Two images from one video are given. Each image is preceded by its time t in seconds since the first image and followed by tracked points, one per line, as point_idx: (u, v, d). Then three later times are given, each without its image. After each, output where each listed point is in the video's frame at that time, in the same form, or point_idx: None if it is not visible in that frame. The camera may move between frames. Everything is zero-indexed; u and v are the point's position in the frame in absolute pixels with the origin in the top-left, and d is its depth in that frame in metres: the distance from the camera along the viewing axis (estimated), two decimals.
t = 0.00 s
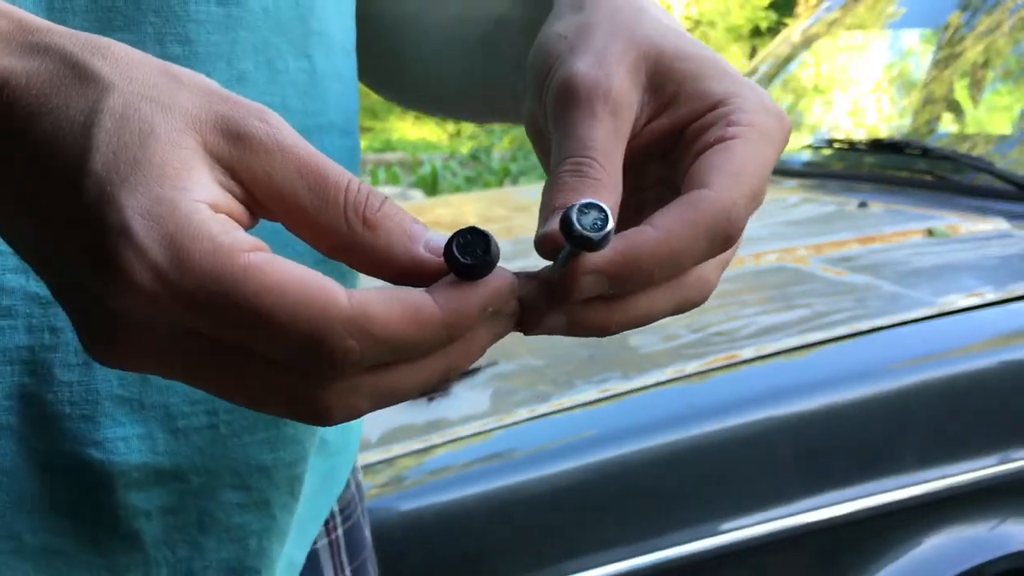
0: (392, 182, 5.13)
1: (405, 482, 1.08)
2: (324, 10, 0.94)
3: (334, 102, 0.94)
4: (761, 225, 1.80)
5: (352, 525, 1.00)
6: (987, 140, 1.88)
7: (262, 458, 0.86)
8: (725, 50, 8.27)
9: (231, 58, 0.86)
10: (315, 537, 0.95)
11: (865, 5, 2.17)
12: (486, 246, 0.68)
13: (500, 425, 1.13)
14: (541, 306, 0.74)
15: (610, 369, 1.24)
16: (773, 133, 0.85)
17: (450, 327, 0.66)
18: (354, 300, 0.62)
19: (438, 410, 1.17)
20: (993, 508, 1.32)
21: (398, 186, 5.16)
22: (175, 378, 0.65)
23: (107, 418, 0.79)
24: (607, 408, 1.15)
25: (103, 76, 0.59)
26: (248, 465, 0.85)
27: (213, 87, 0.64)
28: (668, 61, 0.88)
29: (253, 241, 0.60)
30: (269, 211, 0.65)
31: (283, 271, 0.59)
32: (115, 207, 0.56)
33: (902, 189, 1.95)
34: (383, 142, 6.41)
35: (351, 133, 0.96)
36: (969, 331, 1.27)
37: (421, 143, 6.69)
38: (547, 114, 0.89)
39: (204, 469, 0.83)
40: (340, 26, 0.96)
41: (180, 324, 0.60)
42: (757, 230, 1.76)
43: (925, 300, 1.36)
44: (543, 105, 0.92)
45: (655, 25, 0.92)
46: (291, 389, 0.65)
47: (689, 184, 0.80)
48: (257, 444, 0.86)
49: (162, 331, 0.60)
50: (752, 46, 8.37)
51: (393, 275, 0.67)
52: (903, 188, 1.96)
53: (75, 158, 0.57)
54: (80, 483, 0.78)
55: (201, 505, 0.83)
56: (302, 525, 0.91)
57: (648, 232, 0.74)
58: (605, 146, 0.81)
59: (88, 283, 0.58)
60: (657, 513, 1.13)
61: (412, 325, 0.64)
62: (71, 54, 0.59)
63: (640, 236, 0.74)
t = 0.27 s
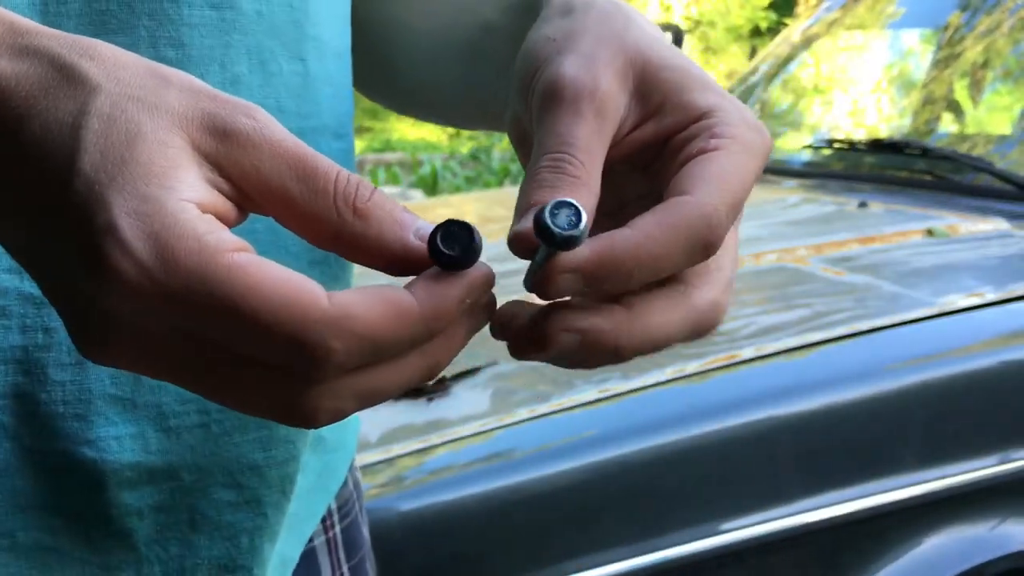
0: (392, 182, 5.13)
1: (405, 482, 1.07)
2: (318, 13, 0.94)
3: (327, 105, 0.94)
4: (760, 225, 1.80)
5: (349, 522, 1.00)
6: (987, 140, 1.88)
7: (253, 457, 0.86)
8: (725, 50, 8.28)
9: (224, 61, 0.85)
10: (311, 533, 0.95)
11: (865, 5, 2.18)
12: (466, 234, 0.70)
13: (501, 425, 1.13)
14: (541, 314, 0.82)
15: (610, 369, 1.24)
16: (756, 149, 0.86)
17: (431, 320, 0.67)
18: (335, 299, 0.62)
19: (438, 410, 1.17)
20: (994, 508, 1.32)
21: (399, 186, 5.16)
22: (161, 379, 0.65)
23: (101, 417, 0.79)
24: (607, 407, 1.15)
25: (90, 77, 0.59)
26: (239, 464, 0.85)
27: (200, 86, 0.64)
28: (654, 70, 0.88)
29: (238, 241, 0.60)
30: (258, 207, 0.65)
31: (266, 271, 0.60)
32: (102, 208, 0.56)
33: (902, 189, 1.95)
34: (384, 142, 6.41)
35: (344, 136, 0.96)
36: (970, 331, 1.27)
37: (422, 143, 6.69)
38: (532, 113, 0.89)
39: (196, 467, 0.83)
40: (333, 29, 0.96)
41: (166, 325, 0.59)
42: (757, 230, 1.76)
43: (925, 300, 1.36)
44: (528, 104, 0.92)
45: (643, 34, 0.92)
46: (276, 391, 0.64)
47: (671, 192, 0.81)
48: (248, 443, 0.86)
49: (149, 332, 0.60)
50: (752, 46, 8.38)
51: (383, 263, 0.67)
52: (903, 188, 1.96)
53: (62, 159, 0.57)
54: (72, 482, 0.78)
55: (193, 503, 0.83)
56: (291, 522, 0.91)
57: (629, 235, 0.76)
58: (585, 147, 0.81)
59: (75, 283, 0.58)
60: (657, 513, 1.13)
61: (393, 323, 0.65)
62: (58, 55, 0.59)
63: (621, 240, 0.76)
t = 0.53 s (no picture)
0: (392, 183, 5.13)
1: (405, 482, 1.07)
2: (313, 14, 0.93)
3: (322, 107, 0.93)
4: (760, 225, 1.80)
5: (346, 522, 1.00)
6: (987, 140, 1.88)
7: (248, 457, 0.86)
8: (725, 50, 8.30)
9: (217, 63, 0.84)
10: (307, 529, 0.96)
11: (865, 6, 2.18)
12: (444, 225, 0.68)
13: (500, 425, 1.13)
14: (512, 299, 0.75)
15: (610, 369, 1.24)
16: (739, 158, 0.85)
17: (420, 318, 0.66)
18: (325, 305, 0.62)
19: (438, 410, 1.18)
20: (993, 508, 1.32)
21: (398, 186, 5.16)
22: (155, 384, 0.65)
23: (94, 417, 0.78)
24: (607, 406, 1.16)
25: (80, 84, 0.59)
26: (233, 464, 0.85)
27: (191, 92, 0.63)
28: (638, 84, 0.88)
29: (228, 246, 0.60)
30: (249, 212, 0.64)
31: (255, 277, 0.60)
32: (93, 215, 0.56)
33: (902, 189, 1.95)
34: (383, 142, 6.43)
35: (337, 138, 0.96)
36: (970, 331, 1.27)
37: (421, 143, 6.70)
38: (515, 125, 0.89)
39: (191, 467, 0.83)
40: (327, 32, 0.96)
41: (157, 330, 0.59)
42: (757, 230, 1.76)
43: (925, 300, 1.36)
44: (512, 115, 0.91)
45: (630, 47, 0.92)
46: (270, 394, 0.65)
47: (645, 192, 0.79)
48: (242, 443, 0.86)
49: (141, 339, 0.60)
50: (752, 46, 8.39)
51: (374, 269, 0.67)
52: (903, 188, 1.96)
53: (52, 166, 0.57)
54: (67, 482, 0.78)
55: (187, 503, 0.83)
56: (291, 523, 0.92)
57: (597, 229, 0.73)
58: (565, 160, 0.80)
59: (66, 287, 0.58)
60: (657, 513, 1.13)
61: (384, 325, 0.64)
62: (47, 62, 0.59)
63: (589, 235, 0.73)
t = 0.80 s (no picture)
0: (392, 183, 5.13)
1: (405, 482, 1.07)
2: (308, 15, 0.93)
3: (315, 107, 0.93)
4: (760, 224, 1.80)
5: (343, 522, 1.00)
6: (986, 140, 1.88)
7: (239, 458, 0.86)
8: (725, 50, 8.31)
9: (210, 65, 0.84)
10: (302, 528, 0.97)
11: (865, 6, 2.19)
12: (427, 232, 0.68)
13: (500, 425, 1.13)
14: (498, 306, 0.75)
15: (610, 369, 1.24)
16: (731, 161, 0.85)
17: (403, 323, 0.65)
18: (307, 311, 0.61)
19: (438, 411, 1.18)
20: (993, 508, 1.32)
21: (399, 186, 5.16)
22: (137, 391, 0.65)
23: (87, 419, 0.78)
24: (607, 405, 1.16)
25: (66, 93, 0.59)
26: (224, 464, 0.85)
27: (177, 103, 0.63)
28: (630, 88, 0.89)
29: (210, 254, 0.60)
30: (233, 224, 0.64)
31: (235, 283, 0.59)
32: (74, 220, 0.56)
33: (903, 189, 1.95)
34: (383, 142, 6.43)
35: (331, 139, 0.97)
36: (970, 331, 1.27)
37: (421, 143, 6.70)
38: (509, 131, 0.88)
39: (182, 468, 0.83)
40: (322, 34, 0.96)
41: (139, 337, 0.59)
42: (757, 230, 1.76)
43: (924, 300, 1.36)
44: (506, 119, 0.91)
45: (624, 51, 0.92)
46: (252, 398, 0.64)
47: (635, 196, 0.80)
48: (234, 445, 0.86)
49: (121, 346, 0.60)
50: (752, 46, 8.39)
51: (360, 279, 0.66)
52: (903, 188, 1.96)
53: (35, 171, 0.57)
54: (59, 483, 0.77)
55: (179, 504, 0.83)
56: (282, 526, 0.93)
57: (587, 233, 0.74)
58: (559, 166, 0.80)
59: (49, 292, 0.58)
60: (657, 512, 1.13)
61: (367, 331, 0.64)
62: (36, 73, 0.60)
63: (580, 239, 0.74)
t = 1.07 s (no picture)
0: (393, 183, 5.14)
1: (405, 482, 1.07)
2: (302, 16, 0.93)
3: (308, 108, 0.94)
4: (760, 224, 1.80)
5: (337, 523, 1.00)
6: (986, 140, 1.88)
7: (231, 459, 0.86)
8: (725, 50, 8.31)
9: (202, 66, 0.83)
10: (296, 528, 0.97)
11: (865, 6, 2.19)
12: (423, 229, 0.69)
13: (500, 425, 1.13)
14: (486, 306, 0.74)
15: (610, 369, 1.24)
16: (721, 163, 0.85)
17: (392, 319, 0.65)
18: (293, 304, 0.61)
19: (438, 410, 1.18)
20: (993, 508, 1.32)
21: (399, 186, 5.17)
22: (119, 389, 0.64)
23: (77, 420, 0.77)
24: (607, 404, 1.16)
25: (56, 86, 0.59)
26: (216, 465, 0.86)
27: (168, 99, 0.64)
28: (621, 90, 0.89)
29: (196, 246, 0.60)
30: (223, 220, 0.64)
31: (222, 275, 0.59)
32: (60, 210, 0.56)
33: (903, 190, 1.95)
34: (384, 142, 6.43)
35: (327, 140, 0.97)
36: (970, 331, 1.27)
37: (422, 143, 6.70)
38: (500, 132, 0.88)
39: (174, 468, 0.83)
40: (315, 34, 0.96)
41: (123, 330, 0.59)
42: (756, 230, 1.76)
43: (924, 300, 1.36)
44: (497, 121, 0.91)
45: (615, 52, 0.92)
46: (235, 396, 0.64)
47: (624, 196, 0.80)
48: (226, 446, 0.86)
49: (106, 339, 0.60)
50: (753, 46, 8.40)
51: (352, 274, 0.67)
52: (903, 188, 1.96)
53: (22, 162, 0.57)
54: (50, 485, 0.77)
55: (170, 506, 0.83)
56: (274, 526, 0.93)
57: (574, 232, 0.73)
58: (550, 168, 0.80)
59: (33, 284, 0.57)
60: (657, 512, 1.13)
61: (354, 326, 0.63)
62: (25, 64, 0.60)
63: (567, 238, 0.73)
